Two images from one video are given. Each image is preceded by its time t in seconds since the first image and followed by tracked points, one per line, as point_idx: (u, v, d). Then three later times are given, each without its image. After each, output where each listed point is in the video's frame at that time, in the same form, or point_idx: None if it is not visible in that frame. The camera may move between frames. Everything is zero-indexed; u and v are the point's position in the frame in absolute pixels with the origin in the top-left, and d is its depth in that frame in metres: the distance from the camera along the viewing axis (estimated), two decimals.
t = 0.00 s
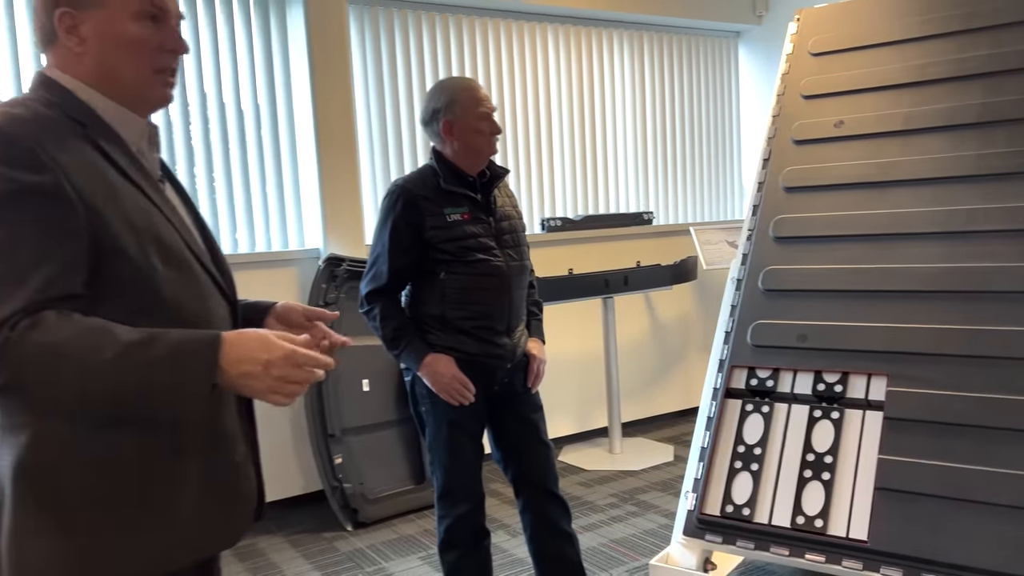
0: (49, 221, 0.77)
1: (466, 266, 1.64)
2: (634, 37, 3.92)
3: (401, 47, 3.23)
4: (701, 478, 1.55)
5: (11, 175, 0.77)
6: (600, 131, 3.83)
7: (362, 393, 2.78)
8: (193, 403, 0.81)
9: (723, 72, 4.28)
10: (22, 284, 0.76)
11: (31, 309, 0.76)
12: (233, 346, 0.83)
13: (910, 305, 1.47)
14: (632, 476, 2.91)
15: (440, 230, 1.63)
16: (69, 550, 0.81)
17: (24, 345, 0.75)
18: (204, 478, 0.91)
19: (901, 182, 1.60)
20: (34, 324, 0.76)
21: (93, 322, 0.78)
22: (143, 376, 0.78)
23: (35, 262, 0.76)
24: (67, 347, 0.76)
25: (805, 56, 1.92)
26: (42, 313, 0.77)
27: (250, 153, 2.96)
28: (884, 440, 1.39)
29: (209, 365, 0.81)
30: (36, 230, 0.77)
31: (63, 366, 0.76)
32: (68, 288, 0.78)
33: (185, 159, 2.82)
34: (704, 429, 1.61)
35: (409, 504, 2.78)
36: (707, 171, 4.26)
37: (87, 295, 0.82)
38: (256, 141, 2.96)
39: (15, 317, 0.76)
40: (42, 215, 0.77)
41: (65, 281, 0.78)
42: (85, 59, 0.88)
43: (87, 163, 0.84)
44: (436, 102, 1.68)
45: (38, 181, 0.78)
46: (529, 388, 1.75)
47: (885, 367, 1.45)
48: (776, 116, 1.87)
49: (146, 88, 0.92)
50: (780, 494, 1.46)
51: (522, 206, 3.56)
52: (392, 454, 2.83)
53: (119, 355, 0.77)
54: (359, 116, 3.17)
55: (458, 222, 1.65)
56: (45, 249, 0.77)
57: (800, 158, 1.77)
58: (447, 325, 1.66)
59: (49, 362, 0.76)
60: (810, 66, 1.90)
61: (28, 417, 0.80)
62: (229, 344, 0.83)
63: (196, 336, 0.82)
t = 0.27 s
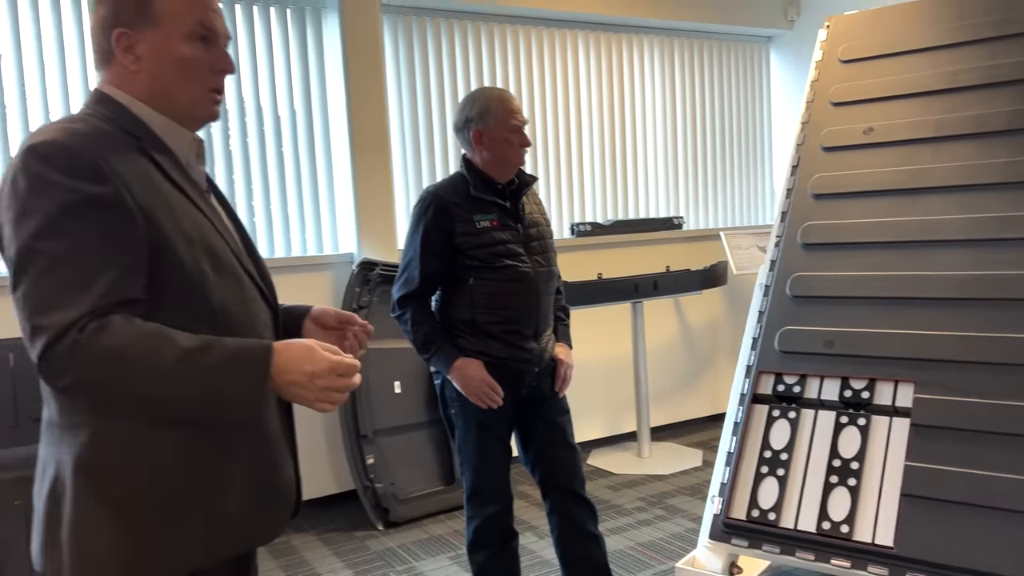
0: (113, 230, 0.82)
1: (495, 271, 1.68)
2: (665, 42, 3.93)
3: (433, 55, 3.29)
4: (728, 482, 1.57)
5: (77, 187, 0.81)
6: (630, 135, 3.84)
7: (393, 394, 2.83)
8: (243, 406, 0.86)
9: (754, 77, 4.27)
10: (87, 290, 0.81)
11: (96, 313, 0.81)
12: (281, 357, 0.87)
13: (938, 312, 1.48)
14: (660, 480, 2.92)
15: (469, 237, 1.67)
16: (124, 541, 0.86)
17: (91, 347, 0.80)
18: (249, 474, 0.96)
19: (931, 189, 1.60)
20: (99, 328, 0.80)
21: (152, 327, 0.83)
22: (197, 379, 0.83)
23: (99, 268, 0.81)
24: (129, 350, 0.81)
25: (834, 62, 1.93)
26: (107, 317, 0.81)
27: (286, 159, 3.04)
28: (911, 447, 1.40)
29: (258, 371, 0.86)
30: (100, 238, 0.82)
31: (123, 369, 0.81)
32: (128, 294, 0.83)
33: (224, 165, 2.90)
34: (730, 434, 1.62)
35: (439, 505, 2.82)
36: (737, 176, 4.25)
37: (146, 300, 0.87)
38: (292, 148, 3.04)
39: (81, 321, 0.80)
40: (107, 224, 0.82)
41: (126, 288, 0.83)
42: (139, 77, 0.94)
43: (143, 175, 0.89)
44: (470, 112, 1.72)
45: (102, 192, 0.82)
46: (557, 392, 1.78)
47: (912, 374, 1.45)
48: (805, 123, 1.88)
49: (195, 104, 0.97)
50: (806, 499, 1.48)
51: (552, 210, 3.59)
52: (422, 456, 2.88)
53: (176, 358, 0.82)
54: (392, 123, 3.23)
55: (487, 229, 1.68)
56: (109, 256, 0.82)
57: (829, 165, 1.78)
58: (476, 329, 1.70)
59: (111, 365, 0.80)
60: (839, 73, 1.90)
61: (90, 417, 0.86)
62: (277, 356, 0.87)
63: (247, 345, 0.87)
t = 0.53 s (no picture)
0: (154, 236, 0.87)
1: (510, 278, 1.71)
2: (688, 49, 3.94)
3: (457, 64, 3.34)
4: (742, 487, 1.58)
5: (121, 196, 0.86)
6: (652, 142, 3.86)
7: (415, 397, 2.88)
8: (279, 395, 0.92)
9: (778, 83, 4.26)
10: (134, 292, 0.85)
11: (143, 312, 0.85)
12: (318, 348, 0.95)
13: (953, 320, 1.48)
14: (680, 485, 2.94)
15: (485, 244, 1.71)
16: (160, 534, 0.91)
17: (142, 346, 0.84)
18: (272, 469, 1.01)
19: (948, 197, 1.60)
20: (150, 330, 0.84)
21: (197, 327, 0.88)
22: (236, 377, 0.89)
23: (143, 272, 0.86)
24: (178, 347, 0.85)
25: (853, 70, 1.93)
26: (157, 319, 0.85)
27: (313, 166, 3.11)
28: (925, 454, 1.40)
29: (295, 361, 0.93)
30: (143, 245, 0.86)
31: (169, 369, 0.86)
32: (172, 296, 0.87)
33: (253, 171, 2.98)
34: (745, 439, 1.63)
35: (460, 507, 2.86)
36: (761, 181, 4.24)
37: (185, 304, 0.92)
38: (318, 155, 3.11)
39: (130, 322, 0.84)
40: (149, 230, 0.87)
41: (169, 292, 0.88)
42: (172, 90, 0.98)
43: (176, 185, 0.95)
44: (490, 122, 1.75)
45: (143, 201, 0.88)
46: (571, 397, 1.80)
47: (927, 382, 1.46)
48: (824, 130, 1.88)
49: (222, 117, 1.02)
50: (820, 505, 1.49)
51: (573, 216, 3.62)
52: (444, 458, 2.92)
53: (217, 357, 0.88)
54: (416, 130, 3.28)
55: (503, 236, 1.72)
56: (152, 261, 0.86)
57: (847, 172, 1.78)
58: (491, 334, 1.73)
59: (159, 364, 0.85)
60: (857, 81, 1.90)
61: (122, 417, 0.91)
62: (316, 346, 0.95)
63: (285, 342, 0.93)
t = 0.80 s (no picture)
0: (174, 242, 0.92)
1: (520, 282, 1.75)
2: (709, 55, 3.95)
3: (477, 71, 3.39)
4: (753, 490, 1.60)
5: (142, 204, 0.91)
6: (672, 147, 3.87)
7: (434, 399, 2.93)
8: (295, 405, 0.97)
9: (799, 88, 4.25)
10: (155, 296, 0.90)
11: (164, 317, 0.90)
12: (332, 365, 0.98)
13: (965, 325, 1.48)
14: (697, 490, 2.94)
15: (497, 248, 1.75)
16: (177, 526, 0.96)
17: (169, 348, 0.88)
18: (284, 465, 1.06)
19: (961, 203, 1.60)
20: (174, 334, 0.89)
21: (217, 333, 0.93)
22: (251, 378, 0.93)
23: (164, 277, 0.90)
24: (199, 351, 0.90)
25: (869, 76, 1.93)
26: (179, 324, 0.90)
27: (336, 171, 3.18)
28: (935, 459, 1.41)
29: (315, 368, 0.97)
30: (163, 250, 0.91)
31: (189, 371, 0.90)
32: (189, 302, 0.92)
33: (277, 177, 3.06)
34: (757, 443, 1.65)
35: (478, 508, 2.89)
36: (782, 186, 4.24)
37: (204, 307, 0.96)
38: (341, 161, 3.18)
39: (152, 324, 0.89)
40: (169, 237, 0.92)
41: (188, 296, 0.92)
42: (193, 101, 1.03)
43: (195, 193, 0.99)
44: (505, 129, 1.78)
45: (163, 209, 0.92)
46: (583, 401, 1.82)
47: (938, 387, 1.46)
48: (839, 136, 1.89)
49: (240, 128, 1.07)
50: (830, 508, 1.50)
51: (592, 221, 3.65)
52: (462, 459, 2.96)
53: (235, 360, 0.92)
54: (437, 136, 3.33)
55: (515, 241, 1.75)
56: (172, 266, 0.91)
57: (862, 179, 1.79)
58: (502, 337, 1.76)
59: (181, 367, 0.89)
60: (873, 87, 1.90)
61: (144, 416, 0.96)
62: (330, 363, 0.98)
63: (301, 352, 0.97)
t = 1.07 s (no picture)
0: (186, 251, 0.96)
1: (533, 284, 1.78)
2: (726, 60, 3.96)
3: (495, 77, 3.42)
4: (763, 492, 1.60)
5: (157, 213, 0.95)
6: (690, 152, 3.88)
7: (451, 401, 2.96)
8: (302, 411, 1.00)
9: (818, 92, 4.24)
10: (165, 304, 0.94)
11: (174, 325, 0.94)
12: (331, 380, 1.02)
13: (976, 330, 1.49)
14: (712, 494, 2.95)
15: (510, 251, 1.78)
16: (189, 521, 0.99)
17: (176, 358, 0.92)
18: (293, 463, 1.10)
19: (973, 208, 1.60)
20: (183, 342, 0.93)
21: (225, 343, 0.96)
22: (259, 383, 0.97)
23: (175, 285, 0.94)
24: (206, 360, 0.94)
25: (883, 81, 1.92)
26: (187, 332, 0.94)
27: (356, 175, 3.23)
28: (944, 462, 1.41)
29: (313, 382, 1.00)
30: (176, 259, 0.95)
31: (199, 377, 0.93)
32: (199, 310, 0.96)
33: (298, 181, 3.11)
34: (767, 446, 1.66)
35: (493, 509, 2.92)
36: (800, 191, 4.22)
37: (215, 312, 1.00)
38: (361, 167, 3.23)
39: (163, 332, 0.93)
40: (182, 245, 0.95)
41: (198, 303, 0.96)
42: (234, 114, 1.07)
43: (209, 200, 1.03)
44: (519, 135, 1.82)
45: (177, 218, 0.96)
46: (594, 402, 1.84)
47: (948, 391, 1.47)
48: (853, 141, 1.88)
49: (268, 140, 1.13)
50: (839, 511, 1.50)
51: (609, 225, 3.67)
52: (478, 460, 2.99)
53: (243, 367, 0.96)
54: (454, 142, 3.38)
55: (528, 244, 1.78)
56: (184, 275, 0.95)
57: (875, 183, 1.79)
58: (515, 339, 1.79)
59: (190, 374, 0.93)
60: (887, 91, 1.89)
61: (158, 413, 0.99)
62: (328, 378, 1.02)
63: (307, 366, 1.01)
